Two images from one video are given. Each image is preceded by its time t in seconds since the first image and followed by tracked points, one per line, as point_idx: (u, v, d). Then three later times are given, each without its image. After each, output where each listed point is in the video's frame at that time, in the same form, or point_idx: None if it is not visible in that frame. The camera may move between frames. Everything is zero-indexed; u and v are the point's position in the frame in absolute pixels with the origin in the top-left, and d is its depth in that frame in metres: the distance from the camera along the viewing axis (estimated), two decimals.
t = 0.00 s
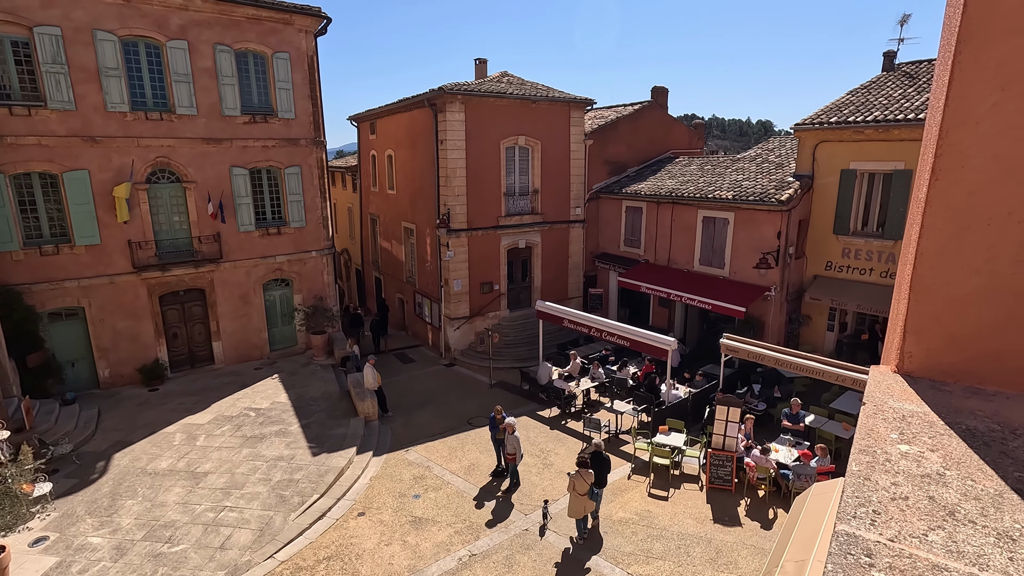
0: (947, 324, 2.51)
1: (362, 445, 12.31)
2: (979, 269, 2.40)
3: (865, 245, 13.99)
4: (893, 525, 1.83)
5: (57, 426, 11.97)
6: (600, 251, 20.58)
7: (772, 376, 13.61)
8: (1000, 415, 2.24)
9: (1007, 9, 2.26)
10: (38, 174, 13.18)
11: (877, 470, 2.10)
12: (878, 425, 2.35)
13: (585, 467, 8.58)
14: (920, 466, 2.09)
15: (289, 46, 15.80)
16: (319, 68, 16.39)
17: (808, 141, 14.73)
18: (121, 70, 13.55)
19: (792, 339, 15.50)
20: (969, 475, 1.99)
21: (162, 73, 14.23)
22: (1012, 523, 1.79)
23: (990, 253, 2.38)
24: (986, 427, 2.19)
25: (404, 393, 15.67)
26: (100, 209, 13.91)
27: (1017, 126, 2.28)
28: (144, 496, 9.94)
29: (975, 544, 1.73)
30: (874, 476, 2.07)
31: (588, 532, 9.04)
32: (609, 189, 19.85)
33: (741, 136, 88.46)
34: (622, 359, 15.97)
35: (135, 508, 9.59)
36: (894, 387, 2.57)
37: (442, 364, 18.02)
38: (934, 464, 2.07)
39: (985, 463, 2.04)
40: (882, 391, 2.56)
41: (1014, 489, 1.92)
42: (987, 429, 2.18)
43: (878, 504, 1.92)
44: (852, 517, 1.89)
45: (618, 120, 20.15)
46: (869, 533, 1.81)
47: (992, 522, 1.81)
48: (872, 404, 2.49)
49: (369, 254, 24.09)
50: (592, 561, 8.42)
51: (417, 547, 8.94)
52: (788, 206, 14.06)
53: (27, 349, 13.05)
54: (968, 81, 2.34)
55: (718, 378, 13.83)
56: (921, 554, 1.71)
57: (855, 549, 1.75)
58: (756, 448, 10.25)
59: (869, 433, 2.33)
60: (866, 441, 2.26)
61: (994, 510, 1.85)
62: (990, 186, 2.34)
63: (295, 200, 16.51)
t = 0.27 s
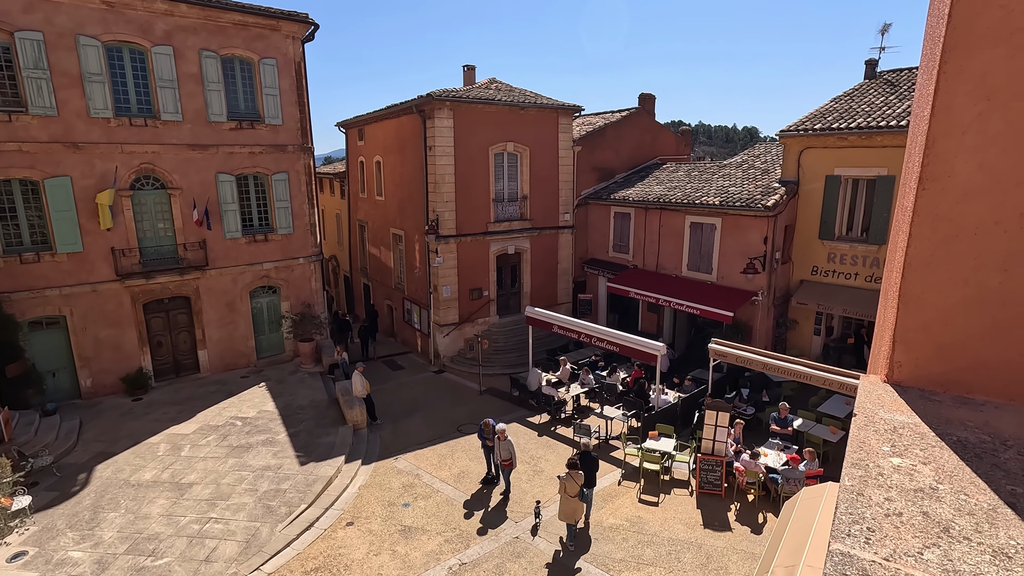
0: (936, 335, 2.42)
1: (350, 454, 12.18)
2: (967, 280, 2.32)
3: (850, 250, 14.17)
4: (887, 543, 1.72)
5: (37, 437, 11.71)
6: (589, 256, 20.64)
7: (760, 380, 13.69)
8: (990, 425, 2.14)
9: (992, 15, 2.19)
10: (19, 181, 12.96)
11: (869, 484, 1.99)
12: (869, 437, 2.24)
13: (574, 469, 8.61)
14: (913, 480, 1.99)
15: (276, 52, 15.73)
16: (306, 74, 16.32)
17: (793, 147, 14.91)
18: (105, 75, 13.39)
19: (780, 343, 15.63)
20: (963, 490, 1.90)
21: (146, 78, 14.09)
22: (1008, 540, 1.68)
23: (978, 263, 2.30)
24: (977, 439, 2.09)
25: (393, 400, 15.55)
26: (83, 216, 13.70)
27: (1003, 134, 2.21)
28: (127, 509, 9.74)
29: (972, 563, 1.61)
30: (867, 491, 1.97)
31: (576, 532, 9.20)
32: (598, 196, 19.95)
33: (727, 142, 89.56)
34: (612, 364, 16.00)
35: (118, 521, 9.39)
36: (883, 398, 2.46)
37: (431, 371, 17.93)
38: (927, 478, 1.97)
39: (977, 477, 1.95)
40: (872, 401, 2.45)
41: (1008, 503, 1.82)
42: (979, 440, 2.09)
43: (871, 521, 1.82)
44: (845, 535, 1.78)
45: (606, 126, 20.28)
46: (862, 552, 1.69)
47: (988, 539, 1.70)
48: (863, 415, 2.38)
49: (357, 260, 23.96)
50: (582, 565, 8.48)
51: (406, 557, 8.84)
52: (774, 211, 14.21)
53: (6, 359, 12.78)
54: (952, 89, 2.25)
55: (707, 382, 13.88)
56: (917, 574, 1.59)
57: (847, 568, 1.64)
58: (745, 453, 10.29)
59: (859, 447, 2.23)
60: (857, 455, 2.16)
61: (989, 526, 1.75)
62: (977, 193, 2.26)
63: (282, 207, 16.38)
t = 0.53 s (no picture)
0: (933, 349, 2.28)
1: (343, 462, 12.07)
2: (963, 295, 2.19)
3: (842, 257, 14.27)
4: (891, 565, 1.59)
5: (25, 447, 11.56)
6: (584, 263, 20.69)
7: (754, 386, 13.72)
8: (989, 439, 2.03)
9: (985, 30, 2.07)
10: (9, 188, 12.86)
11: (870, 501, 1.86)
12: (866, 451, 2.10)
13: (570, 469, 8.83)
14: (913, 497, 1.86)
15: (270, 59, 15.72)
16: (300, 82, 16.32)
17: (785, 155, 15.03)
18: (97, 82, 13.34)
19: (774, 349, 15.69)
20: (963, 506, 1.79)
21: (139, 85, 14.04)
22: (1012, 560, 1.58)
23: (973, 277, 2.17)
24: (977, 453, 1.98)
25: (388, 408, 15.46)
26: (74, 224, 13.60)
27: (999, 148, 2.08)
28: (117, 520, 9.61)
29: None
30: (868, 509, 1.83)
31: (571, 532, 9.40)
32: (591, 202, 20.02)
33: (719, 149, 90.25)
34: (606, 371, 16.00)
35: (107, 532, 9.27)
36: (881, 412, 2.30)
37: (426, 378, 17.86)
38: (928, 495, 1.85)
39: (978, 493, 1.84)
40: (869, 415, 2.29)
41: (1010, 522, 1.71)
42: (977, 455, 1.98)
43: (874, 540, 1.68)
44: (847, 556, 1.64)
45: (600, 134, 20.38)
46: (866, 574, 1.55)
47: (991, 559, 1.59)
48: (861, 429, 2.23)
49: (351, 267, 23.89)
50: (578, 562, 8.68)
51: (401, 567, 8.76)
52: (767, 218, 14.30)
53: None
54: (945, 105, 2.13)
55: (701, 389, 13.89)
56: None
57: None
58: (740, 459, 10.29)
59: (857, 460, 2.09)
60: (856, 471, 2.03)
61: (991, 545, 1.64)
62: (972, 206, 2.13)
63: (275, 214, 16.32)
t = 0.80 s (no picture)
0: (933, 366, 2.29)
1: (341, 471, 12.02)
2: (961, 312, 2.20)
3: (840, 264, 14.30)
4: None
5: (22, 456, 11.50)
6: (583, 271, 20.71)
7: (753, 394, 13.71)
8: (990, 457, 2.02)
9: (979, 52, 2.08)
10: (8, 196, 12.87)
11: (870, 521, 1.84)
12: (867, 470, 2.08)
13: (570, 472, 9.04)
14: (914, 516, 1.85)
15: (271, 68, 15.80)
16: (300, 90, 16.39)
17: (783, 163, 15.11)
18: (98, 91, 13.39)
19: (773, 357, 15.69)
20: (964, 526, 1.77)
21: (139, 94, 14.10)
22: None
23: (972, 295, 2.18)
24: (977, 472, 1.97)
25: (386, 416, 15.41)
26: (73, 232, 13.60)
27: (995, 169, 2.09)
28: (113, 530, 9.55)
29: None
30: (869, 529, 1.80)
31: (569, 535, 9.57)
32: (590, 210, 20.08)
33: (717, 157, 90.58)
34: (606, 379, 15.98)
35: (104, 542, 9.20)
36: (881, 428, 2.29)
37: (424, 386, 17.81)
38: (928, 515, 1.84)
39: (979, 513, 1.82)
40: (869, 432, 2.28)
41: (1012, 542, 1.69)
42: (977, 473, 1.97)
43: (876, 560, 1.66)
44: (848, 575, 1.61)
45: (598, 142, 20.47)
46: None
47: None
48: (861, 446, 2.21)
49: (350, 274, 23.89)
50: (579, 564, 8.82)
51: None
52: (765, 226, 14.34)
53: None
54: (941, 125, 2.15)
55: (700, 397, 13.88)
56: None
57: None
58: (740, 468, 10.26)
59: (857, 478, 2.07)
60: (857, 490, 2.01)
61: (993, 566, 1.62)
62: (972, 225, 2.14)
63: (274, 222, 16.34)
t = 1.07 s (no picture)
0: (936, 382, 2.28)
1: (345, 480, 12.00)
2: (964, 329, 2.20)
3: (845, 274, 14.26)
4: None
5: (27, 463, 11.54)
6: (587, 279, 20.72)
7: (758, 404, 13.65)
8: (993, 474, 2.02)
9: (978, 74, 2.10)
10: (18, 205, 13.00)
11: (875, 539, 1.83)
12: (871, 486, 2.08)
13: (573, 478, 9.00)
14: (918, 534, 1.84)
15: (278, 78, 15.97)
16: (307, 100, 16.55)
17: (787, 172, 15.12)
18: (107, 101, 13.56)
19: (778, 367, 15.62)
20: (968, 544, 1.77)
21: (148, 104, 14.26)
22: None
23: (972, 312, 2.18)
24: (981, 490, 1.96)
25: (390, 424, 15.40)
26: (81, 240, 13.71)
27: (995, 188, 2.10)
28: (117, 538, 9.55)
29: None
30: (874, 547, 1.80)
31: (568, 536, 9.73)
32: (594, 219, 20.12)
33: (721, 166, 90.58)
34: (610, 388, 15.93)
35: (108, 550, 9.21)
36: (885, 444, 2.28)
37: (428, 394, 17.79)
38: (932, 532, 1.83)
39: (983, 531, 1.81)
40: (873, 447, 2.27)
41: (1016, 560, 1.69)
42: (981, 490, 1.97)
43: None
44: None
45: (602, 151, 20.53)
46: None
47: None
48: (865, 463, 2.20)
49: (355, 282, 23.96)
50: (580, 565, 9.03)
51: None
52: (769, 235, 14.33)
53: None
54: (942, 145, 2.16)
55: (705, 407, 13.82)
56: None
57: None
58: (745, 478, 10.19)
59: (862, 494, 2.07)
60: (861, 506, 2.00)
61: None
62: (974, 243, 2.14)
63: (280, 230, 16.44)
